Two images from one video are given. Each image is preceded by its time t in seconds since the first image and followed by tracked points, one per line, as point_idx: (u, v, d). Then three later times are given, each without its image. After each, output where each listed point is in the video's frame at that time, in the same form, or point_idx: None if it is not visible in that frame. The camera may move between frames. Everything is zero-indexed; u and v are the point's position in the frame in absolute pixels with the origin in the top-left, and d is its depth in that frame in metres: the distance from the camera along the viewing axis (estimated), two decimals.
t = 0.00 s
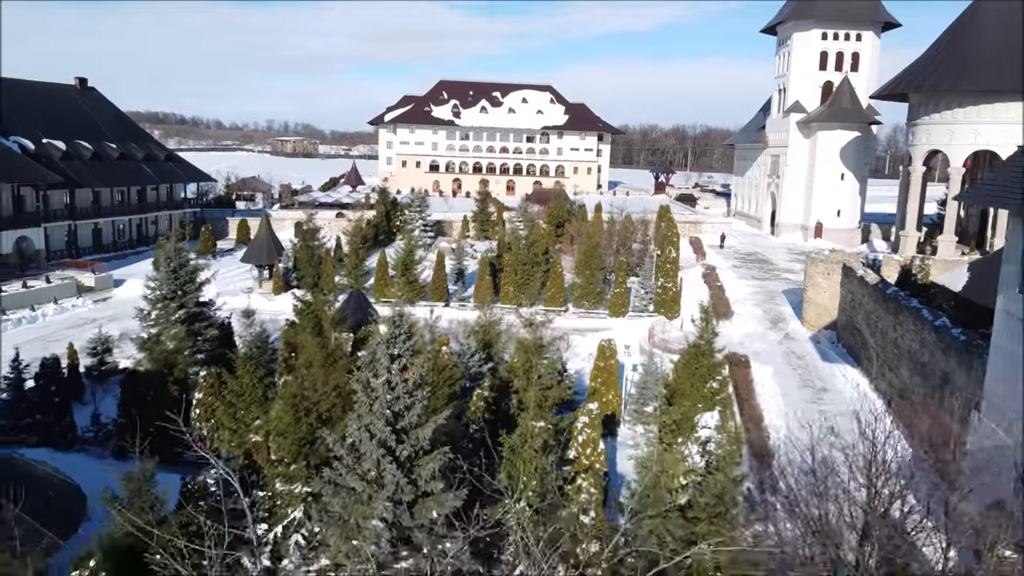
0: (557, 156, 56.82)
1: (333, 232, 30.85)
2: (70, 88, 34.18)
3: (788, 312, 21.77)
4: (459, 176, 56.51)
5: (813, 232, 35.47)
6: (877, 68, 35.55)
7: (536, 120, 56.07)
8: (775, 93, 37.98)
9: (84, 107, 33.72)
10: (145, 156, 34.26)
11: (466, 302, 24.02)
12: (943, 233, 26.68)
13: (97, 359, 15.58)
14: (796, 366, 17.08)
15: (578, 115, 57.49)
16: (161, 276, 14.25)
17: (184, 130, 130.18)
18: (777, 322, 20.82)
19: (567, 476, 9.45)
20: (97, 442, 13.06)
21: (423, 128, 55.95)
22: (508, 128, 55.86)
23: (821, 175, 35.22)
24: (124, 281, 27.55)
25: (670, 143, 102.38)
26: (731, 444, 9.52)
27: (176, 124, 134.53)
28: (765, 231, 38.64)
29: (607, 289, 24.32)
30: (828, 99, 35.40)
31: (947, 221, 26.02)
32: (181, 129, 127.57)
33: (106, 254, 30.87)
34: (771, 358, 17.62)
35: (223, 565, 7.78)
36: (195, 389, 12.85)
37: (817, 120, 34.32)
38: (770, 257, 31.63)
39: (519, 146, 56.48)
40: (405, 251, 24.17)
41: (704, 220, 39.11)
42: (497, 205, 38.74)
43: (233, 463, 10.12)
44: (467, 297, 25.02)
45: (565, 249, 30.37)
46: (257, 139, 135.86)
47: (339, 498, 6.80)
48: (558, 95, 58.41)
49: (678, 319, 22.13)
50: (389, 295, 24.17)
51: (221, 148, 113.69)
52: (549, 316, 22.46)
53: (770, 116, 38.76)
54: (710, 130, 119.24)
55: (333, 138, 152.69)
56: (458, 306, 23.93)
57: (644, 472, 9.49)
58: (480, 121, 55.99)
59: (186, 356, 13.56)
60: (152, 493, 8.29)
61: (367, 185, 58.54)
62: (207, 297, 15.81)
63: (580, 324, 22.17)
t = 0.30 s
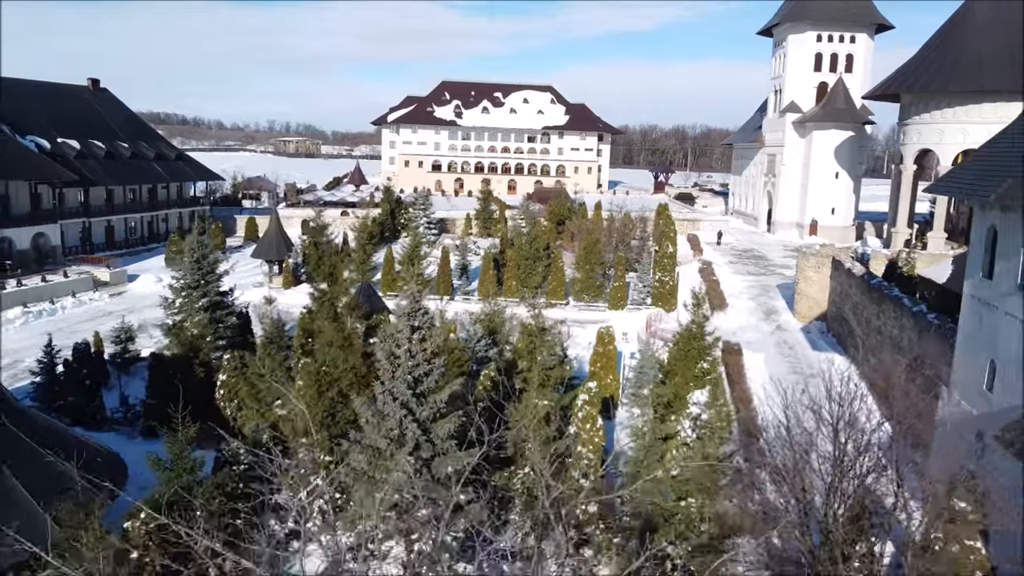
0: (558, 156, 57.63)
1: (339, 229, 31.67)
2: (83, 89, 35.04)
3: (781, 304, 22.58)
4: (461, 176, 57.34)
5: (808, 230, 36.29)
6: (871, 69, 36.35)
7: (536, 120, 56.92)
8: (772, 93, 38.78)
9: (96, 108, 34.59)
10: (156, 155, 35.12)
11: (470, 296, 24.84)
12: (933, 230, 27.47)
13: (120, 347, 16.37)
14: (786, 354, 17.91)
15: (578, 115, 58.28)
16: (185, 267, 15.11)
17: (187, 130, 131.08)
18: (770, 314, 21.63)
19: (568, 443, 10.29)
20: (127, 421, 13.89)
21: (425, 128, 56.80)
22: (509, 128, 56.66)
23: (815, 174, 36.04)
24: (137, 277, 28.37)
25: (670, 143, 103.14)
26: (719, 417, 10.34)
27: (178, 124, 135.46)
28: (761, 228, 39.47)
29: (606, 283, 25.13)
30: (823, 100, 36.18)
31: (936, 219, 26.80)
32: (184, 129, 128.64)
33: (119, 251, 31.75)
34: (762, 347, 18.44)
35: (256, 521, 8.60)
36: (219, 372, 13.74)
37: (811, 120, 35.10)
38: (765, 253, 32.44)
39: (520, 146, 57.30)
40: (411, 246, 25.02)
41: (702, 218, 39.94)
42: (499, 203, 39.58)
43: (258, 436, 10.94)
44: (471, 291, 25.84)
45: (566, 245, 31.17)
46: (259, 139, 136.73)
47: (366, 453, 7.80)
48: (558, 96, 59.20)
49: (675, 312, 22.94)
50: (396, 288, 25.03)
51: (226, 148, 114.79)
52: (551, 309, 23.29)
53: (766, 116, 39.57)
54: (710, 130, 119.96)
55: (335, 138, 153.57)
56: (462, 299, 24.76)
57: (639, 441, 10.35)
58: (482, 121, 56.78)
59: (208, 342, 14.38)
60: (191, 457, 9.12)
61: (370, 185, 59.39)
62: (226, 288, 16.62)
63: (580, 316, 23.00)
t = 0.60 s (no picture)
0: (558, 156, 58.44)
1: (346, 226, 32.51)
2: (94, 90, 35.87)
3: (774, 298, 23.38)
4: (463, 176, 58.14)
5: (804, 227, 37.08)
6: (864, 70, 37.17)
7: (537, 120, 57.75)
8: (768, 94, 39.60)
9: (108, 108, 35.42)
10: (165, 155, 35.95)
11: (472, 291, 25.70)
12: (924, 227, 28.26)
13: (140, 337, 17.05)
14: (777, 343, 18.72)
15: (578, 116, 59.06)
16: (207, 261, 15.89)
17: (190, 130, 131.90)
18: (764, 307, 22.43)
19: (569, 419, 11.01)
20: (151, 405, 14.70)
21: (427, 128, 57.63)
22: (510, 128, 57.48)
23: (811, 173, 36.83)
24: (149, 272, 29.12)
25: (669, 144, 103.94)
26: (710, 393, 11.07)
27: (179, 124, 136.13)
28: (757, 227, 40.28)
29: (606, 278, 25.93)
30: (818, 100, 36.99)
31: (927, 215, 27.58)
32: (186, 130, 129.46)
33: (130, 248, 32.53)
34: (755, 336, 19.24)
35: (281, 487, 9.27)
36: (240, 356, 14.40)
37: (807, 120, 35.87)
38: (762, 250, 33.23)
39: (521, 147, 58.11)
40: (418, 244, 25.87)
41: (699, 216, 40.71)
42: (500, 201, 40.35)
43: (281, 415, 11.70)
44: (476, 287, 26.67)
45: (566, 242, 31.96)
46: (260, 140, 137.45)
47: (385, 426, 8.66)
48: (559, 97, 60.01)
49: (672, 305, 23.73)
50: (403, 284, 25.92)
51: (227, 149, 115.78)
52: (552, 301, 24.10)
53: (763, 116, 40.38)
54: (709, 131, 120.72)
55: (337, 139, 154.43)
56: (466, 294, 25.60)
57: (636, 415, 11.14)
58: (483, 122, 57.57)
59: (228, 330, 15.11)
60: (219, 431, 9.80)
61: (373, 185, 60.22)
62: (243, 280, 17.42)
63: (580, 309, 23.78)
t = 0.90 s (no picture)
0: (559, 155, 59.24)
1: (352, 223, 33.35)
2: (105, 91, 36.68)
3: (768, 292, 24.17)
4: (465, 175, 58.93)
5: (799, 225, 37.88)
6: (859, 71, 37.94)
7: (537, 120, 58.54)
8: (764, 94, 40.40)
9: (118, 108, 36.25)
10: (174, 154, 36.77)
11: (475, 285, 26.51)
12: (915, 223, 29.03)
13: (159, 327, 17.77)
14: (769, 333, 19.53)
15: (579, 116, 59.84)
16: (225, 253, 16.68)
17: (192, 130, 132.72)
18: (758, 300, 23.22)
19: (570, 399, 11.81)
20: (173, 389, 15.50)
21: (429, 128, 58.44)
22: (511, 128, 58.28)
23: (806, 171, 37.63)
24: (161, 268, 29.91)
25: (669, 144, 104.70)
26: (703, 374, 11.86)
27: (181, 124, 137.03)
28: (753, 224, 41.09)
29: (605, 274, 26.73)
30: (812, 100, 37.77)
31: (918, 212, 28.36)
32: (188, 130, 130.24)
33: (141, 245, 33.31)
34: (748, 327, 20.04)
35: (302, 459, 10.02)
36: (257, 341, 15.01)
37: (802, 120, 36.65)
38: (757, 247, 34.02)
39: (522, 146, 58.91)
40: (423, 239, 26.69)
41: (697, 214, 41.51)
42: (502, 200, 41.13)
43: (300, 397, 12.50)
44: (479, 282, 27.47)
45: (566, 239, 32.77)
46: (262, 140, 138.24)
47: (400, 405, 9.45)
48: (559, 97, 60.79)
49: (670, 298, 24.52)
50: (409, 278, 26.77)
51: (230, 150, 116.67)
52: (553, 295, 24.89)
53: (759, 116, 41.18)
54: (709, 131, 121.44)
55: (338, 139, 155.40)
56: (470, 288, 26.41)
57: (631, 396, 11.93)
58: (485, 122, 58.35)
59: (246, 320, 15.91)
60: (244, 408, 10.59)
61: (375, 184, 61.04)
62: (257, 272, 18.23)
63: (580, 303, 24.59)
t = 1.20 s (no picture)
0: (559, 155, 59.99)
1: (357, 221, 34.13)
2: (115, 91, 37.40)
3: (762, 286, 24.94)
4: (466, 175, 59.68)
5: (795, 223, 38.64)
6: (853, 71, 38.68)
7: (538, 120, 59.29)
8: (761, 94, 41.14)
9: (128, 109, 36.97)
10: (183, 153, 37.52)
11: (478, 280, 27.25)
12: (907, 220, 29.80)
13: (175, 319, 18.54)
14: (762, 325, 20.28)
15: (579, 116, 60.59)
16: (241, 247, 17.43)
17: (194, 130, 133.41)
18: (752, 293, 23.98)
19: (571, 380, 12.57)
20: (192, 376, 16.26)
21: (431, 128, 59.19)
22: (512, 128, 59.04)
23: (802, 170, 38.39)
24: (172, 265, 30.66)
25: (669, 144, 105.38)
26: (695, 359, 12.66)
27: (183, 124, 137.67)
28: (750, 223, 41.85)
29: (604, 269, 27.47)
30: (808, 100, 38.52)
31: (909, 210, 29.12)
32: (190, 130, 130.91)
33: (150, 242, 34.07)
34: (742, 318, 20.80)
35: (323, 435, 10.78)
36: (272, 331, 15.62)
37: (798, 119, 37.40)
38: (754, 244, 34.79)
39: (522, 146, 59.67)
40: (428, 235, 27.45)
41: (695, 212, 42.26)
42: (503, 198, 41.87)
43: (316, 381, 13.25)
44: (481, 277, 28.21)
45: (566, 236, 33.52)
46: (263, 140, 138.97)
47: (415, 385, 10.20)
48: (560, 97, 61.53)
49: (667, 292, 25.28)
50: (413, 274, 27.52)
51: (232, 150, 117.34)
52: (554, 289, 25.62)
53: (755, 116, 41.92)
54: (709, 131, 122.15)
55: (339, 139, 156.05)
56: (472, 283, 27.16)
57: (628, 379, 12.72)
58: (486, 122, 59.09)
59: (262, 311, 16.69)
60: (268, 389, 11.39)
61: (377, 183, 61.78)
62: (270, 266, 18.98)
63: (581, 297, 25.33)
